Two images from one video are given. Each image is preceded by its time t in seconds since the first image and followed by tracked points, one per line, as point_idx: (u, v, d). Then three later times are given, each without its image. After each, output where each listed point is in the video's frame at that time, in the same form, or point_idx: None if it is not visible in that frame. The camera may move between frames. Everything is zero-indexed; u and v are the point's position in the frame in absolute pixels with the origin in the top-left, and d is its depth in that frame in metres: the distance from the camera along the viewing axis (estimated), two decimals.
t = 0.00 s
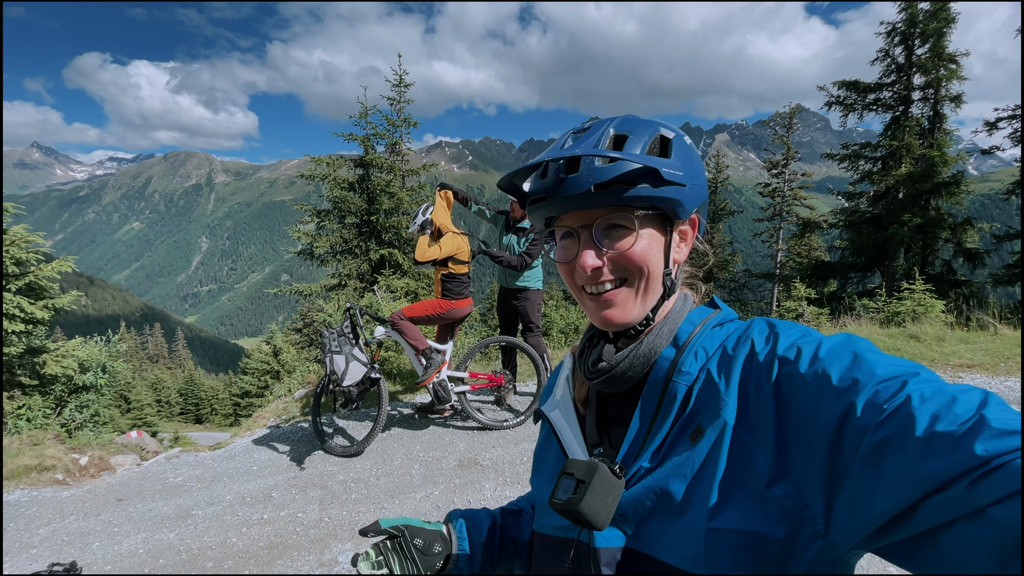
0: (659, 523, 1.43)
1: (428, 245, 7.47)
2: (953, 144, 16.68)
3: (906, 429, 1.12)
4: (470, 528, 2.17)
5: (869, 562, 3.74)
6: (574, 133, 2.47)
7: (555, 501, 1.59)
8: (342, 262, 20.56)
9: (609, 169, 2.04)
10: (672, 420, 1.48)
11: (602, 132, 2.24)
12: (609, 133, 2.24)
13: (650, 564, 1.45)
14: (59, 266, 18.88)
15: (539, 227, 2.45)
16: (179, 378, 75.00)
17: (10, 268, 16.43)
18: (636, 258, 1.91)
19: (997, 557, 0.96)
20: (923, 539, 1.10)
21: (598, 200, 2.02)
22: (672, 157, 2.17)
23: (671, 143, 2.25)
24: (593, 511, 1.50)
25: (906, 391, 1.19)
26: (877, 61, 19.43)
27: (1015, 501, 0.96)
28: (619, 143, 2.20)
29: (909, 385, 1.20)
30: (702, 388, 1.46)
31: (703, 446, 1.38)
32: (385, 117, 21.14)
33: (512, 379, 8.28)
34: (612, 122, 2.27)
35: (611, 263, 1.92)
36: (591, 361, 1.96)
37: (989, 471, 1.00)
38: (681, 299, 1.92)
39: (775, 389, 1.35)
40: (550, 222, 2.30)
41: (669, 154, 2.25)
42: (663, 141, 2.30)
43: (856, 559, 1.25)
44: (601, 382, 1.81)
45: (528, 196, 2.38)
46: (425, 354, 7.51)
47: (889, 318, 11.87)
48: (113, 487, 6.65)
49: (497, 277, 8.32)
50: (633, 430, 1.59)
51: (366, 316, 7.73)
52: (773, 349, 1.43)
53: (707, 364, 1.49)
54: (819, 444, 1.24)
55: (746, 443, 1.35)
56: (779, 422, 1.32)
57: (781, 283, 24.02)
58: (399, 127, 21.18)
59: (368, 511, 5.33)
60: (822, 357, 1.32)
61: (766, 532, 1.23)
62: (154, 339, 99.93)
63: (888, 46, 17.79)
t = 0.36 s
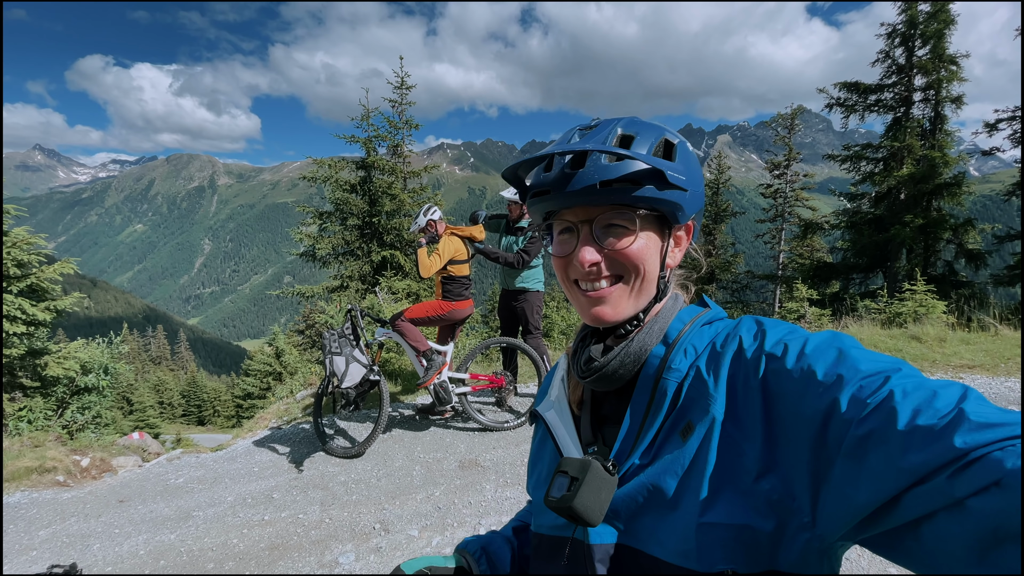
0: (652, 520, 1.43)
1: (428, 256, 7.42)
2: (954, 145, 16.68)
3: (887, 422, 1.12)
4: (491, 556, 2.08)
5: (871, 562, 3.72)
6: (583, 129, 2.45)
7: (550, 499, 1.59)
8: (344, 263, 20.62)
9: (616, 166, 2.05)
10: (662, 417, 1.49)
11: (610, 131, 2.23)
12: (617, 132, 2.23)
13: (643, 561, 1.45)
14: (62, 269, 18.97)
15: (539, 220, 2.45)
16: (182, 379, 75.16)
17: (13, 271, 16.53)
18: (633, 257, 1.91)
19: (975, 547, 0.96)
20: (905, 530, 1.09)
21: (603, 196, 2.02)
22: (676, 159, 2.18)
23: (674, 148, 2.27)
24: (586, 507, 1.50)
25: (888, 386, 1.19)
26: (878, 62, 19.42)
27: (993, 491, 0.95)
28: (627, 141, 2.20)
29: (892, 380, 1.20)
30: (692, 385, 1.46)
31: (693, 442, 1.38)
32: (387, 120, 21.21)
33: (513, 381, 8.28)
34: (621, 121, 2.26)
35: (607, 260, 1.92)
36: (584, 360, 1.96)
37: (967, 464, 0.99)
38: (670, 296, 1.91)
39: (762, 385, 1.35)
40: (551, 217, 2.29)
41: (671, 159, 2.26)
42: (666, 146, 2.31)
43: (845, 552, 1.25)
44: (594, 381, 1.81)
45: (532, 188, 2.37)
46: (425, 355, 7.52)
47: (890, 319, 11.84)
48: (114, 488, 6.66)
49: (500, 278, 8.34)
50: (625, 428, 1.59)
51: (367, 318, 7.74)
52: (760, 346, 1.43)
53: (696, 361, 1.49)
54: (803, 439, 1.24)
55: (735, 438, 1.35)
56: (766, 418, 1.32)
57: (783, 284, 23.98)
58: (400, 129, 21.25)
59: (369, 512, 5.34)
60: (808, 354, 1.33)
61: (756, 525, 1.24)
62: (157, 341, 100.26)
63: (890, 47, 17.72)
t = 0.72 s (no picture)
0: (666, 519, 1.43)
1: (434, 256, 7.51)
2: (956, 146, 16.66)
3: (901, 420, 1.11)
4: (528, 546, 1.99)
5: (874, 563, 3.72)
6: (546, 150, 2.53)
7: (563, 499, 1.59)
8: (345, 265, 20.66)
9: (585, 166, 2.12)
10: (675, 415, 1.47)
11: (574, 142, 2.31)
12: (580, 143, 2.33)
13: (655, 560, 1.45)
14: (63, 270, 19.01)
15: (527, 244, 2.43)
16: (183, 380, 75.22)
17: (15, 272, 16.61)
18: (623, 248, 1.91)
19: (988, 546, 0.96)
20: (918, 529, 1.09)
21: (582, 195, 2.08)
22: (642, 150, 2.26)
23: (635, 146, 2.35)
24: (600, 506, 1.50)
25: (902, 384, 1.18)
26: (879, 63, 19.41)
27: (1009, 489, 0.95)
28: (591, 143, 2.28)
29: (905, 378, 1.20)
30: (703, 382, 1.46)
31: (707, 440, 1.37)
32: (388, 121, 21.26)
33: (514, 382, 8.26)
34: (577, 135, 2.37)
35: (602, 253, 1.92)
36: (593, 361, 1.95)
37: (981, 462, 0.98)
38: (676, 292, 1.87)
39: (773, 382, 1.35)
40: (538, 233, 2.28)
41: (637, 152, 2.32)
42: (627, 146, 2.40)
43: (858, 550, 1.24)
44: (603, 380, 1.81)
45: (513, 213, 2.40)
46: (426, 356, 7.53)
47: (892, 320, 11.84)
48: (115, 489, 6.67)
49: (506, 277, 8.35)
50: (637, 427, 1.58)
51: (367, 319, 7.74)
52: (772, 343, 1.43)
53: (708, 358, 1.48)
54: (816, 437, 1.24)
55: (748, 436, 1.35)
56: (779, 416, 1.31)
57: (784, 285, 23.97)
58: (401, 131, 21.30)
59: (370, 514, 5.33)
60: (821, 351, 1.32)
61: (769, 521, 1.26)
62: (158, 342, 100.37)
63: (891, 49, 17.69)
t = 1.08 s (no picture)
0: (674, 524, 1.44)
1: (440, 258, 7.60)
2: (956, 147, 16.65)
3: (912, 424, 1.11)
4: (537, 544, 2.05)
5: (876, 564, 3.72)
6: (571, 146, 2.46)
7: (569, 505, 1.61)
8: (345, 266, 20.67)
9: (624, 171, 2.09)
10: (684, 420, 1.47)
11: (607, 141, 2.30)
12: (612, 141, 2.31)
13: (666, 565, 1.46)
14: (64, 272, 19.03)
15: (542, 248, 2.37)
16: (183, 381, 75.16)
17: (15, 274, 16.65)
18: (658, 259, 1.88)
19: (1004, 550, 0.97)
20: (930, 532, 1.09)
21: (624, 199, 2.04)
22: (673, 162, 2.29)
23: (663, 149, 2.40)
24: (608, 513, 1.51)
25: (912, 386, 1.18)
26: (878, 64, 19.43)
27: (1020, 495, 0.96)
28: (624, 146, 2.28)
29: (915, 381, 1.19)
30: (712, 388, 1.45)
31: (715, 445, 1.37)
32: (388, 123, 21.27)
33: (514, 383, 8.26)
34: (610, 130, 2.35)
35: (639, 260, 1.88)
36: (602, 366, 1.95)
37: (993, 466, 0.99)
38: (686, 296, 1.88)
39: (782, 385, 1.34)
40: (558, 239, 2.22)
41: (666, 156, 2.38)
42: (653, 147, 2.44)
43: (867, 553, 1.25)
44: (612, 386, 1.81)
45: (535, 214, 2.32)
46: (426, 358, 7.54)
47: (893, 322, 11.84)
48: (116, 491, 6.66)
49: (495, 279, 8.37)
50: (644, 432, 1.58)
51: (368, 320, 7.72)
52: (780, 347, 1.42)
53: (716, 364, 1.48)
54: (826, 441, 1.23)
55: (756, 440, 1.35)
56: (788, 420, 1.31)
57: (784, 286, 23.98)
58: (401, 132, 21.32)
59: (371, 515, 5.33)
60: (830, 355, 1.31)
61: (778, 525, 1.27)
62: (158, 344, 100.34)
63: (891, 50, 17.68)
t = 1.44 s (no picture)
0: (672, 528, 1.44)
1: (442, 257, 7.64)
2: (955, 148, 16.69)
3: (916, 426, 1.11)
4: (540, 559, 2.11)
5: (876, 565, 3.73)
6: (578, 140, 2.47)
7: (567, 509, 1.63)
8: (344, 267, 20.69)
9: (634, 172, 2.09)
10: (683, 424, 1.48)
11: (617, 136, 2.32)
12: (621, 136, 2.35)
13: (666, 568, 1.48)
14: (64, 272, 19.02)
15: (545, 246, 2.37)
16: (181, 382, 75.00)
17: (15, 274, 16.67)
18: (664, 263, 1.87)
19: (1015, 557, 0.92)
20: (936, 536, 1.07)
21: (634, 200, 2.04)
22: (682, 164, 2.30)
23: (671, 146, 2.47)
24: (606, 518, 1.54)
25: (915, 388, 1.18)
26: (877, 65, 19.46)
27: None
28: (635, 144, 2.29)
29: (918, 382, 1.19)
30: (712, 392, 1.45)
31: (715, 448, 1.37)
32: (387, 124, 21.30)
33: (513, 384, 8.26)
34: (619, 126, 2.38)
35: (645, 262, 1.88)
36: (599, 367, 1.95)
37: (1002, 469, 0.96)
38: (687, 297, 1.90)
39: (783, 387, 1.34)
40: (561, 239, 2.21)
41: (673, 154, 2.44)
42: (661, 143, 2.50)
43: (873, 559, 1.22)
44: (610, 389, 1.83)
45: (541, 213, 2.32)
46: (426, 358, 7.54)
47: (891, 322, 11.88)
48: (116, 492, 6.65)
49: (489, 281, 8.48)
50: (643, 436, 1.59)
51: (367, 321, 7.73)
52: (780, 349, 1.42)
53: (715, 366, 1.48)
54: (830, 444, 1.23)
55: (756, 444, 1.34)
56: (789, 422, 1.31)
57: (783, 287, 24.05)
58: (401, 133, 21.35)
59: (371, 516, 5.32)
60: (830, 356, 1.32)
61: (780, 532, 1.23)
62: (156, 344, 100.20)
63: (891, 51, 17.72)
